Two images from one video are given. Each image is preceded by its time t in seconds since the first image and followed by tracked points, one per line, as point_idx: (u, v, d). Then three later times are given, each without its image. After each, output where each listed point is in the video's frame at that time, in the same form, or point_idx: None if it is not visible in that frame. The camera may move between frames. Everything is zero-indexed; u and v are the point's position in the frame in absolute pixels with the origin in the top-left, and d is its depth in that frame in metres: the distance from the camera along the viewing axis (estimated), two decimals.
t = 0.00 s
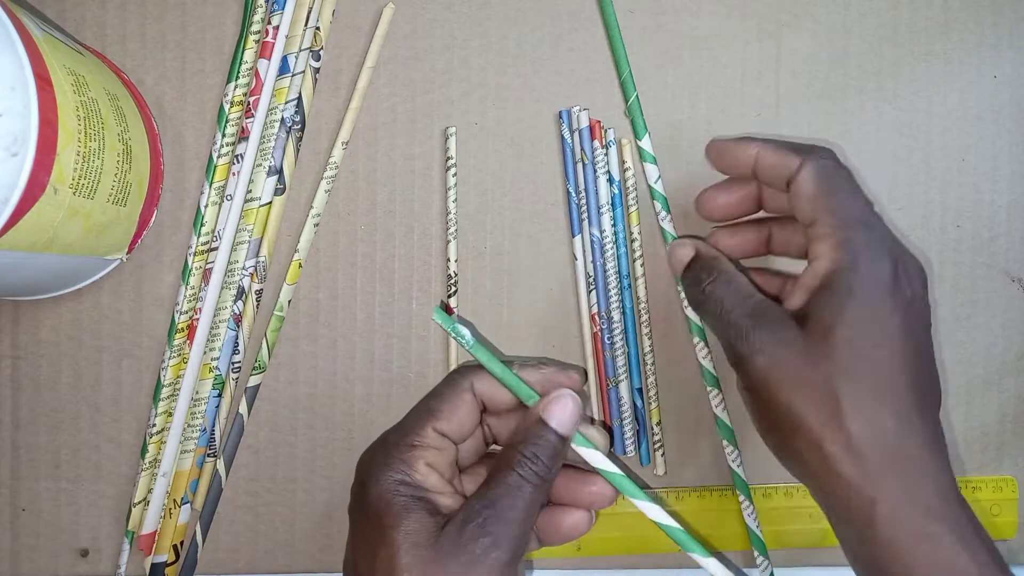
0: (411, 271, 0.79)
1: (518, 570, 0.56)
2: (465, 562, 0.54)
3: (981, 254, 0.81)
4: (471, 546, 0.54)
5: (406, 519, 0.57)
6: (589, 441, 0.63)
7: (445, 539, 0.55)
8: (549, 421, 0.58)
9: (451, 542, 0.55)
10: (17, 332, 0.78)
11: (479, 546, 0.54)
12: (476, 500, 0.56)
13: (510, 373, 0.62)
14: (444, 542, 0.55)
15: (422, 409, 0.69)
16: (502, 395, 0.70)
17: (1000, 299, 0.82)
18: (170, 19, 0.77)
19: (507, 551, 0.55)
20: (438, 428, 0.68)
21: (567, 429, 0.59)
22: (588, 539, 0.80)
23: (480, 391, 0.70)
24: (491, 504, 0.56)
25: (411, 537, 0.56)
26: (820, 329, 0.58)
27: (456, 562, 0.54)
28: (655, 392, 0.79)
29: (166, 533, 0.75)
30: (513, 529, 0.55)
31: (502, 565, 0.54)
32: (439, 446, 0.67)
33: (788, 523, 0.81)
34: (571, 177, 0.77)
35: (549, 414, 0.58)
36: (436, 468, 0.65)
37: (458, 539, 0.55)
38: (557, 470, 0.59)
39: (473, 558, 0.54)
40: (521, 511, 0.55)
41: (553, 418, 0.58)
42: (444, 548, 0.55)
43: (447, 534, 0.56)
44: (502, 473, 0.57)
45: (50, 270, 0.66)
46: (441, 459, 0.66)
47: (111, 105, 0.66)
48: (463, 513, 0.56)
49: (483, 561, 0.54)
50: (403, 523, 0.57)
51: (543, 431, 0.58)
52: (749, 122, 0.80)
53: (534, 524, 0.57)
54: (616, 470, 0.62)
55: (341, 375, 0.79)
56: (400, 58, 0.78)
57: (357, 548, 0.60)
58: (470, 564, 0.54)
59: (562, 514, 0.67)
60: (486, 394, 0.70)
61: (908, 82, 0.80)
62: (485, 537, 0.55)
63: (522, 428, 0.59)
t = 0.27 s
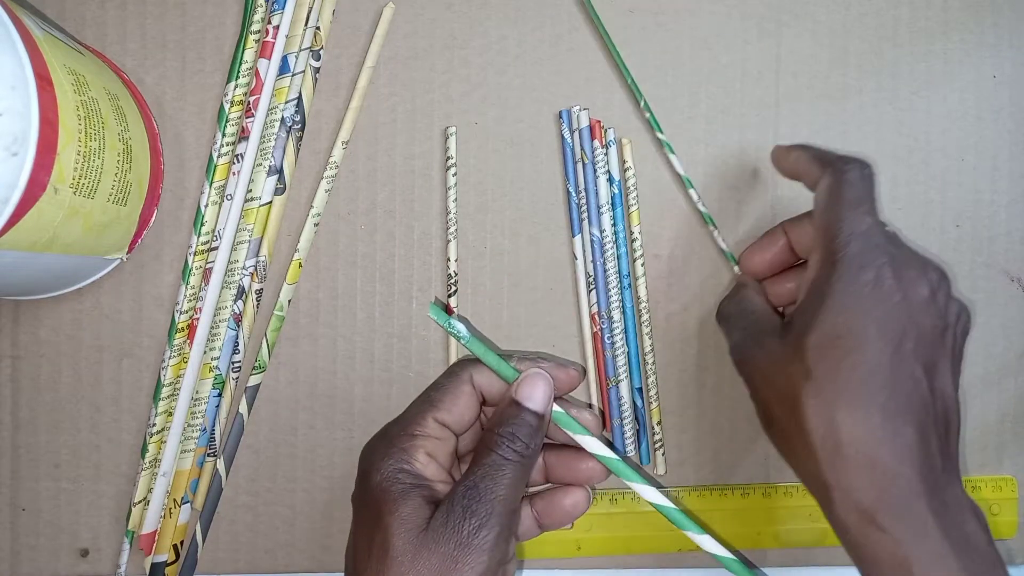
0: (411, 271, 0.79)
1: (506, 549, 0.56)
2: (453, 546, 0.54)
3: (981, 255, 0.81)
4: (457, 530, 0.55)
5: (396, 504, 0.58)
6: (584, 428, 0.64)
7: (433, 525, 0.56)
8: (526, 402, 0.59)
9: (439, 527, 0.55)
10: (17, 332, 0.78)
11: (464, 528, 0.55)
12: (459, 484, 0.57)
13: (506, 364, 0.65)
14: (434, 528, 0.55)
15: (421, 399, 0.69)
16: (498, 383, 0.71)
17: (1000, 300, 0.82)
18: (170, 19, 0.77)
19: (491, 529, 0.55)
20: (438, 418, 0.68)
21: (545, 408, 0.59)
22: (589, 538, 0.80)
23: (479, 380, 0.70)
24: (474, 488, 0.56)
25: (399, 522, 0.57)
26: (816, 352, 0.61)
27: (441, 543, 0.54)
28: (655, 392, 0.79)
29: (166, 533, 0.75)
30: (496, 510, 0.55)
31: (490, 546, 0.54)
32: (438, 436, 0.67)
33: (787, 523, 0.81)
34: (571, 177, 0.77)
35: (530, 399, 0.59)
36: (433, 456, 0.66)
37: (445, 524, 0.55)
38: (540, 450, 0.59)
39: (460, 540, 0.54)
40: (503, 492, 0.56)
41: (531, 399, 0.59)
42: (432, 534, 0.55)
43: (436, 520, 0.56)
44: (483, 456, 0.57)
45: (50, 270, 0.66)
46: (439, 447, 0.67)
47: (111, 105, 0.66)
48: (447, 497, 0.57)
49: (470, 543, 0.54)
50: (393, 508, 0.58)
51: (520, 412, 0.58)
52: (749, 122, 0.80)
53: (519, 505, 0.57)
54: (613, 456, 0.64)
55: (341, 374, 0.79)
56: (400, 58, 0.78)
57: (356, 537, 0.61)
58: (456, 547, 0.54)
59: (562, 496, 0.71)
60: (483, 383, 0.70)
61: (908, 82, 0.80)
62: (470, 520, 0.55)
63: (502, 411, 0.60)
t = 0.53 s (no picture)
0: (410, 271, 0.79)
1: (485, 515, 0.57)
2: (433, 509, 0.56)
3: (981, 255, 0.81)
4: (435, 493, 0.57)
5: (375, 472, 0.61)
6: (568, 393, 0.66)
7: (412, 490, 0.58)
8: (503, 372, 0.62)
9: (418, 493, 0.57)
10: (17, 331, 0.78)
11: (443, 491, 0.56)
12: (438, 452, 0.59)
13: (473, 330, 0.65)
14: (413, 493, 0.57)
15: (403, 377, 0.72)
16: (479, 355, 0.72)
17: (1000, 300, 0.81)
18: (170, 19, 0.77)
19: (467, 493, 0.56)
20: (417, 391, 0.71)
21: (521, 376, 0.62)
22: (588, 538, 0.80)
23: (458, 354, 0.72)
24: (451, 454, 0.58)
25: (378, 488, 0.59)
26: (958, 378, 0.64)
27: (417, 507, 0.56)
28: (655, 393, 0.79)
29: (166, 533, 0.75)
30: (474, 474, 0.57)
31: (468, 509, 0.56)
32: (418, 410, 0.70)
33: (788, 524, 0.80)
34: (571, 176, 0.77)
35: (507, 368, 0.62)
36: (412, 430, 0.68)
37: (423, 489, 0.57)
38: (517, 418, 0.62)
39: (438, 503, 0.56)
40: (481, 457, 0.58)
41: (508, 368, 0.62)
42: (411, 498, 0.57)
43: (415, 486, 0.58)
44: (462, 424, 0.59)
45: (50, 270, 0.66)
46: (420, 421, 0.70)
47: (111, 105, 0.66)
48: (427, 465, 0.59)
49: (449, 505, 0.56)
50: (372, 476, 0.60)
51: (497, 381, 0.61)
52: (749, 122, 0.80)
53: (499, 471, 0.59)
54: (599, 420, 0.66)
55: (341, 374, 0.79)
56: (400, 58, 0.78)
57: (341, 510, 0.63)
58: (436, 510, 0.56)
59: (562, 460, 0.73)
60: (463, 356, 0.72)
61: (908, 82, 0.80)
62: (448, 484, 0.57)
63: (480, 382, 0.62)
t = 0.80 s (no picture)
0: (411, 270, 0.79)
1: (456, 466, 0.57)
2: (400, 464, 0.57)
3: (981, 254, 0.81)
4: (403, 449, 0.57)
5: (353, 433, 0.63)
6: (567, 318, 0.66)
7: (383, 448, 0.59)
8: (477, 328, 0.62)
9: (388, 450, 0.58)
10: (17, 332, 0.78)
11: (411, 446, 0.57)
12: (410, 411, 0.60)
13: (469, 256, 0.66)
14: (384, 451, 0.59)
15: (385, 345, 0.73)
16: (461, 318, 0.72)
17: (1000, 300, 0.82)
18: (170, 19, 0.77)
19: (434, 446, 0.57)
20: (398, 357, 0.71)
21: (496, 331, 0.63)
22: (589, 538, 0.80)
23: (439, 318, 0.72)
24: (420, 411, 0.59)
25: (354, 448, 0.61)
26: (903, 431, 0.57)
27: (387, 462, 0.57)
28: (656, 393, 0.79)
29: (166, 533, 0.75)
30: (442, 426, 0.57)
31: (436, 461, 0.57)
32: (400, 375, 0.71)
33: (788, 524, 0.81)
34: (571, 177, 0.77)
35: (480, 325, 0.62)
36: (394, 394, 0.69)
37: (393, 446, 0.58)
38: (493, 372, 0.62)
39: (406, 459, 0.57)
40: (451, 409, 0.58)
41: (482, 325, 0.62)
42: (382, 456, 0.58)
43: (386, 444, 0.59)
44: (433, 380, 0.60)
45: (51, 270, 0.66)
46: (403, 385, 0.71)
47: (111, 105, 0.66)
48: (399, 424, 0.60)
49: (417, 458, 0.56)
50: (350, 437, 0.62)
51: (471, 338, 0.62)
52: (749, 122, 0.80)
53: (471, 423, 0.59)
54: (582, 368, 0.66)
55: (341, 374, 0.79)
56: (400, 58, 0.78)
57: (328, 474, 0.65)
58: (403, 465, 0.57)
59: (550, 413, 0.72)
60: (446, 319, 0.72)
61: (908, 82, 0.80)
62: (416, 439, 0.57)
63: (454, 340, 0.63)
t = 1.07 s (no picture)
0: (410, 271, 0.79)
1: (455, 471, 0.57)
2: (398, 469, 0.57)
3: (980, 255, 0.81)
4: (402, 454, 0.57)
5: (356, 439, 0.63)
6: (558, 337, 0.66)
7: (383, 453, 0.59)
8: (481, 332, 0.61)
9: (388, 455, 0.58)
10: (17, 332, 0.78)
11: (410, 451, 0.57)
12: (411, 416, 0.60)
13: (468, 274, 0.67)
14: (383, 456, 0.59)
15: (392, 349, 0.73)
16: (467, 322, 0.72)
17: (1000, 300, 0.81)
18: (170, 19, 0.77)
19: (433, 451, 0.57)
20: (402, 361, 0.71)
21: (500, 334, 0.62)
22: (589, 538, 0.80)
23: (445, 322, 0.72)
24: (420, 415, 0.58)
25: (356, 453, 0.61)
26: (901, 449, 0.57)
27: (386, 466, 0.58)
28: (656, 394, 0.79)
29: (166, 534, 0.75)
30: (442, 431, 0.57)
31: (435, 465, 0.56)
32: (406, 379, 0.71)
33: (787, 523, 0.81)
34: (571, 177, 0.77)
35: (485, 329, 0.61)
36: (399, 399, 0.69)
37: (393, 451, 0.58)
38: (495, 375, 0.61)
39: (403, 464, 0.57)
40: (451, 414, 0.58)
41: (484, 330, 0.61)
42: (381, 461, 0.58)
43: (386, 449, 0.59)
44: (434, 384, 0.60)
45: (51, 270, 0.66)
46: (408, 390, 0.71)
47: (111, 105, 0.66)
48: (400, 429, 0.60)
49: (416, 463, 0.56)
50: (353, 443, 0.63)
51: (473, 340, 0.61)
52: (749, 122, 0.80)
53: (471, 428, 0.59)
54: (587, 372, 0.66)
55: (341, 374, 0.79)
56: (400, 58, 0.78)
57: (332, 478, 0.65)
58: (401, 470, 0.57)
59: (560, 414, 0.72)
60: (451, 323, 0.72)
61: (908, 81, 0.80)
62: (415, 443, 0.57)
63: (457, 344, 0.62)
